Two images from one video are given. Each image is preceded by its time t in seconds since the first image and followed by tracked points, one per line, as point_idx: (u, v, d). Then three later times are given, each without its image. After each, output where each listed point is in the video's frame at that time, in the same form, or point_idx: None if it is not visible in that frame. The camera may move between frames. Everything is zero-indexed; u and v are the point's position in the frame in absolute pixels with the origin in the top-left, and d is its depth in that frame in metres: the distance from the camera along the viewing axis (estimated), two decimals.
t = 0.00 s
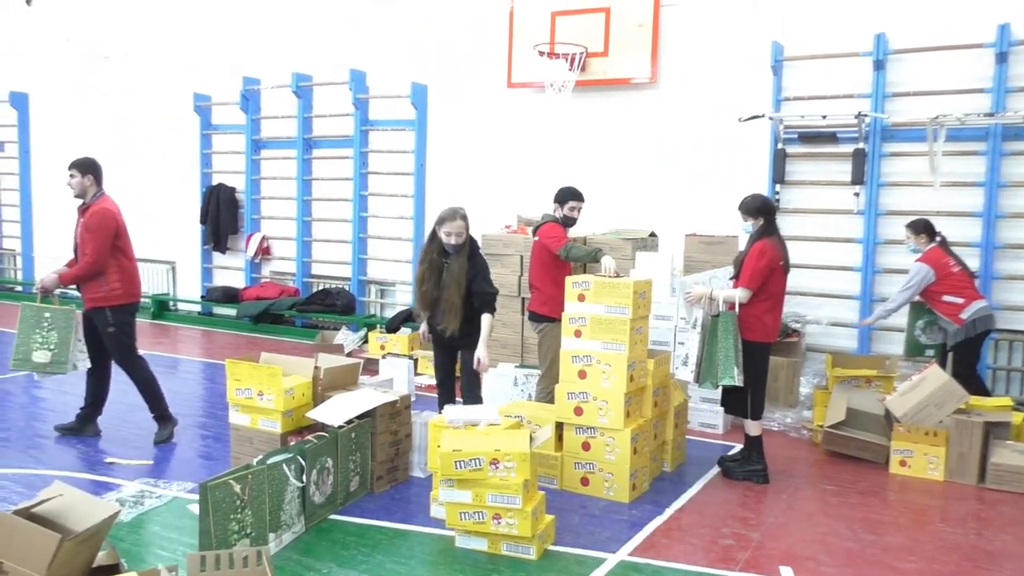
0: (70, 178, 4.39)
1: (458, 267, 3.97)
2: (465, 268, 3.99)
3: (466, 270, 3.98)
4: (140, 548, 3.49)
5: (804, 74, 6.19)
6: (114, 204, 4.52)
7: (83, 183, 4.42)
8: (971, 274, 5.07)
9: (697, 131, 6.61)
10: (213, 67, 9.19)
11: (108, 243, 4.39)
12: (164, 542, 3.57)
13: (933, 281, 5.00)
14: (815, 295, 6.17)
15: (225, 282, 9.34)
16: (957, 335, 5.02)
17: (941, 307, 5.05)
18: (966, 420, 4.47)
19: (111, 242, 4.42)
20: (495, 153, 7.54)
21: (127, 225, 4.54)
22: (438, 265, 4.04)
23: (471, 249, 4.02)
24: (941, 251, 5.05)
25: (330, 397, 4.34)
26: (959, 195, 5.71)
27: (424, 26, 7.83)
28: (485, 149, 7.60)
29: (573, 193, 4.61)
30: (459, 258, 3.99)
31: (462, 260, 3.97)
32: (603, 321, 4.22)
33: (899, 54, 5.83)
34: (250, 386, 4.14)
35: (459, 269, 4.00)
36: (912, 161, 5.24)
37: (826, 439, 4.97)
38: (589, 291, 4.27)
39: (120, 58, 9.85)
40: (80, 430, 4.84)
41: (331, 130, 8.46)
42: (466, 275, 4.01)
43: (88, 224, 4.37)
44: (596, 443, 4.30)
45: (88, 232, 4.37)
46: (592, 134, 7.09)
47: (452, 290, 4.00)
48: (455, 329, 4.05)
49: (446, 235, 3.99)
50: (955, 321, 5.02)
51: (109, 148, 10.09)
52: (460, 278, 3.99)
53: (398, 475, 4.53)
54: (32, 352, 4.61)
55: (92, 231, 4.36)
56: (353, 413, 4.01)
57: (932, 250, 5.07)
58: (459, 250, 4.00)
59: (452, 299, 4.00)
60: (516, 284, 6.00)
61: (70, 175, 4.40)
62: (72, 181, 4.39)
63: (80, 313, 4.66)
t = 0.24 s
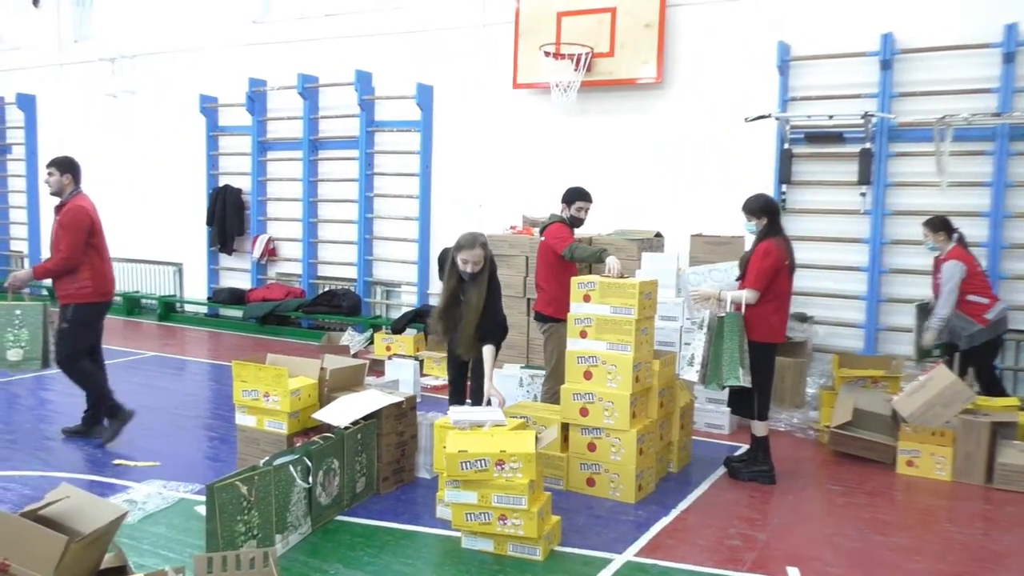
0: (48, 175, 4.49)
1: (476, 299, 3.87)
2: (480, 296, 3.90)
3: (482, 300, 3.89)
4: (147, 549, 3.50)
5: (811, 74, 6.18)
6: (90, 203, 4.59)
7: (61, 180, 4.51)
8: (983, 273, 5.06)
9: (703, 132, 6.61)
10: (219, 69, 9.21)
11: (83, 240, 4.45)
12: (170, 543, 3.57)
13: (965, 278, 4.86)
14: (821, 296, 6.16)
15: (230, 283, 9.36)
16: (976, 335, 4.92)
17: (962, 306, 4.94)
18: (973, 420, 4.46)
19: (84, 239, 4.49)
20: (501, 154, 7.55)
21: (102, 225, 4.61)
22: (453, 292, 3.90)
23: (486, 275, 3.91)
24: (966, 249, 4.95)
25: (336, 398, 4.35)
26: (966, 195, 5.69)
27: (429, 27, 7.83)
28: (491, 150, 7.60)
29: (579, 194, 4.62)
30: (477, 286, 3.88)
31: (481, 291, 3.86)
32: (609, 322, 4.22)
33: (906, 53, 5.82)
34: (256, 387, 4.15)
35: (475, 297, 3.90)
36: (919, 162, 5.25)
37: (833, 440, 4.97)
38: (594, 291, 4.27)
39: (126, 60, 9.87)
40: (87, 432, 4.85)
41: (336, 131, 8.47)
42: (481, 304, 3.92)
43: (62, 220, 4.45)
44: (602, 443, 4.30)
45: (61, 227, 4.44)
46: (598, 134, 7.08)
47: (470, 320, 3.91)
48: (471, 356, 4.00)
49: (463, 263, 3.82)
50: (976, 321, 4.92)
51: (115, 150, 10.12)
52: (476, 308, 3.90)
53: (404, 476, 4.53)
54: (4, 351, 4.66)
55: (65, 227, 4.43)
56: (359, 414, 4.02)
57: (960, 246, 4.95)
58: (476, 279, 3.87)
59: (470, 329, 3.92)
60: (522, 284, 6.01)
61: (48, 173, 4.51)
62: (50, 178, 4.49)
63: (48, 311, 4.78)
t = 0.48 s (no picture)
0: (11, 176, 4.37)
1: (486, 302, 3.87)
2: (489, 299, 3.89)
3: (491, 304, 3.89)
4: (148, 549, 3.49)
5: (812, 74, 6.19)
6: (52, 204, 4.40)
7: (24, 181, 4.38)
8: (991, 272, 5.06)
9: (704, 132, 6.61)
10: (220, 68, 9.20)
11: (45, 242, 4.26)
12: (171, 543, 3.57)
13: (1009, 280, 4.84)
14: (822, 296, 6.16)
15: (231, 283, 9.36)
16: (997, 336, 4.91)
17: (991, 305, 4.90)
18: (974, 420, 4.46)
19: (46, 242, 4.29)
20: (502, 154, 7.55)
21: (65, 228, 4.42)
22: (464, 299, 3.86)
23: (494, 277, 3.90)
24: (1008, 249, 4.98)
25: (337, 398, 4.35)
26: (968, 196, 5.69)
27: (431, 26, 7.83)
28: (492, 150, 7.60)
29: (580, 193, 4.61)
30: (487, 289, 3.87)
31: (489, 294, 3.86)
32: (609, 321, 4.22)
33: (909, 54, 5.82)
34: (257, 387, 4.14)
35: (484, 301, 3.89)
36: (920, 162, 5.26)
37: (834, 440, 4.97)
38: (595, 291, 4.26)
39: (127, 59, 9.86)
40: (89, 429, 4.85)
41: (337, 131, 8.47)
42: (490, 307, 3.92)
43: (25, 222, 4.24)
44: (602, 443, 4.29)
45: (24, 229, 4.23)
46: (599, 134, 7.08)
47: (483, 324, 3.91)
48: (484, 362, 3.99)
49: (470, 267, 3.79)
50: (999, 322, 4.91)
51: (116, 149, 10.12)
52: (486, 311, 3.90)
53: (405, 476, 4.53)
54: None
55: (27, 228, 4.23)
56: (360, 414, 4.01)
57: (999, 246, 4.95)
58: (485, 282, 3.86)
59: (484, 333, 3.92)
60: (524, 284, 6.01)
61: (12, 173, 4.38)
62: (14, 179, 4.37)
63: None
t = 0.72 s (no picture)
0: None
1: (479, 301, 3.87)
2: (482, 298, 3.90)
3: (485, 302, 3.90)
4: (134, 551, 3.47)
5: (800, 76, 6.21)
6: None
7: None
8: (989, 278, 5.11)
9: (692, 133, 6.63)
10: (208, 67, 9.16)
11: None
12: (157, 545, 3.55)
13: None
14: (810, 297, 6.19)
15: (219, 283, 9.32)
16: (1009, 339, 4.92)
17: (1013, 306, 4.89)
18: (959, 420, 4.48)
19: None
20: (491, 154, 7.54)
21: None
22: (458, 299, 3.85)
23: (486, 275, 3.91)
24: None
25: (325, 398, 4.33)
26: (954, 197, 5.73)
27: (420, 26, 7.82)
28: (481, 150, 7.60)
29: (569, 194, 4.61)
30: (479, 286, 3.89)
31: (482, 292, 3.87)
32: (598, 322, 4.22)
33: (896, 56, 5.86)
34: (244, 387, 4.13)
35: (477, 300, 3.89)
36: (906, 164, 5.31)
37: (821, 440, 4.99)
38: (584, 291, 4.27)
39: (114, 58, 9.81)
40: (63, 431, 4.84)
41: (326, 130, 8.45)
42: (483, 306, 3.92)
43: None
44: (591, 444, 4.30)
45: None
46: (588, 135, 7.09)
47: (479, 323, 3.92)
48: (480, 359, 4.01)
49: (462, 266, 3.79)
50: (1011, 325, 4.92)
51: (103, 148, 10.06)
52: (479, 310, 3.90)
53: (393, 476, 4.52)
54: None
55: None
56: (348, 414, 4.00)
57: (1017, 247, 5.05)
58: (476, 280, 3.87)
59: (480, 331, 3.93)
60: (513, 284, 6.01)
61: None
62: None
63: None
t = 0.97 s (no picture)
0: None
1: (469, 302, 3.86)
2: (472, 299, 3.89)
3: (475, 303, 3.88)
4: (123, 552, 3.45)
5: (790, 77, 6.24)
6: None
7: None
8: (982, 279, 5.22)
9: (683, 133, 6.65)
10: (199, 66, 9.13)
11: None
12: (147, 545, 3.53)
13: None
14: (800, 297, 6.21)
15: (210, 282, 9.29)
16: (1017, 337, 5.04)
17: (1022, 307, 5.04)
18: (949, 420, 4.52)
19: None
20: (483, 154, 7.55)
21: None
22: (448, 300, 3.84)
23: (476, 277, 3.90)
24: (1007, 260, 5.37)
25: (316, 399, 4.32)
26: (943, 198, 5.76)
27: (412, 26, 7.82)
28: (473, 150, 7.60)
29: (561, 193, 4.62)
30: (470, 288, 3.87)
31: (472, 293, 3.85)
32: (589, 322, 4.23)
33: (885, 58, 5.88)
34: (235, 388, 4.12)
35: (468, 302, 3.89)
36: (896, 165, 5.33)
37: (812, 440, 5.01)
38: (576, 291, 4.27)
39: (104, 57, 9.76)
40: None
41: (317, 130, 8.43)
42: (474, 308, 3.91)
43: None
44: (582, 444, 4.30)
45: None
46: (580, 135, 7.10)
47: (468, 324, 3.91)
48: (468, 361, 3.99)
49: (452, 267, 3.79)
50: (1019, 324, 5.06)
51: (93, 147, 10.01)
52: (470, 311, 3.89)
53: (384, 476, 4.52)
54: None
55: None
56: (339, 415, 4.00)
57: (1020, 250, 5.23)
58: (467, 282, 3.86)
59: (469, 333, 3.92)
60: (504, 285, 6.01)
61: None
62: None
63: None
